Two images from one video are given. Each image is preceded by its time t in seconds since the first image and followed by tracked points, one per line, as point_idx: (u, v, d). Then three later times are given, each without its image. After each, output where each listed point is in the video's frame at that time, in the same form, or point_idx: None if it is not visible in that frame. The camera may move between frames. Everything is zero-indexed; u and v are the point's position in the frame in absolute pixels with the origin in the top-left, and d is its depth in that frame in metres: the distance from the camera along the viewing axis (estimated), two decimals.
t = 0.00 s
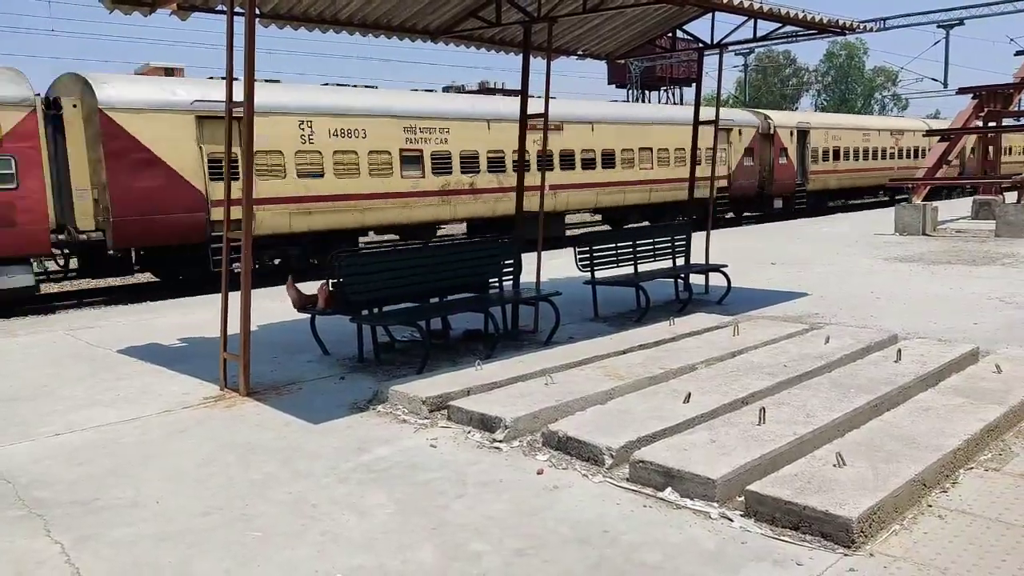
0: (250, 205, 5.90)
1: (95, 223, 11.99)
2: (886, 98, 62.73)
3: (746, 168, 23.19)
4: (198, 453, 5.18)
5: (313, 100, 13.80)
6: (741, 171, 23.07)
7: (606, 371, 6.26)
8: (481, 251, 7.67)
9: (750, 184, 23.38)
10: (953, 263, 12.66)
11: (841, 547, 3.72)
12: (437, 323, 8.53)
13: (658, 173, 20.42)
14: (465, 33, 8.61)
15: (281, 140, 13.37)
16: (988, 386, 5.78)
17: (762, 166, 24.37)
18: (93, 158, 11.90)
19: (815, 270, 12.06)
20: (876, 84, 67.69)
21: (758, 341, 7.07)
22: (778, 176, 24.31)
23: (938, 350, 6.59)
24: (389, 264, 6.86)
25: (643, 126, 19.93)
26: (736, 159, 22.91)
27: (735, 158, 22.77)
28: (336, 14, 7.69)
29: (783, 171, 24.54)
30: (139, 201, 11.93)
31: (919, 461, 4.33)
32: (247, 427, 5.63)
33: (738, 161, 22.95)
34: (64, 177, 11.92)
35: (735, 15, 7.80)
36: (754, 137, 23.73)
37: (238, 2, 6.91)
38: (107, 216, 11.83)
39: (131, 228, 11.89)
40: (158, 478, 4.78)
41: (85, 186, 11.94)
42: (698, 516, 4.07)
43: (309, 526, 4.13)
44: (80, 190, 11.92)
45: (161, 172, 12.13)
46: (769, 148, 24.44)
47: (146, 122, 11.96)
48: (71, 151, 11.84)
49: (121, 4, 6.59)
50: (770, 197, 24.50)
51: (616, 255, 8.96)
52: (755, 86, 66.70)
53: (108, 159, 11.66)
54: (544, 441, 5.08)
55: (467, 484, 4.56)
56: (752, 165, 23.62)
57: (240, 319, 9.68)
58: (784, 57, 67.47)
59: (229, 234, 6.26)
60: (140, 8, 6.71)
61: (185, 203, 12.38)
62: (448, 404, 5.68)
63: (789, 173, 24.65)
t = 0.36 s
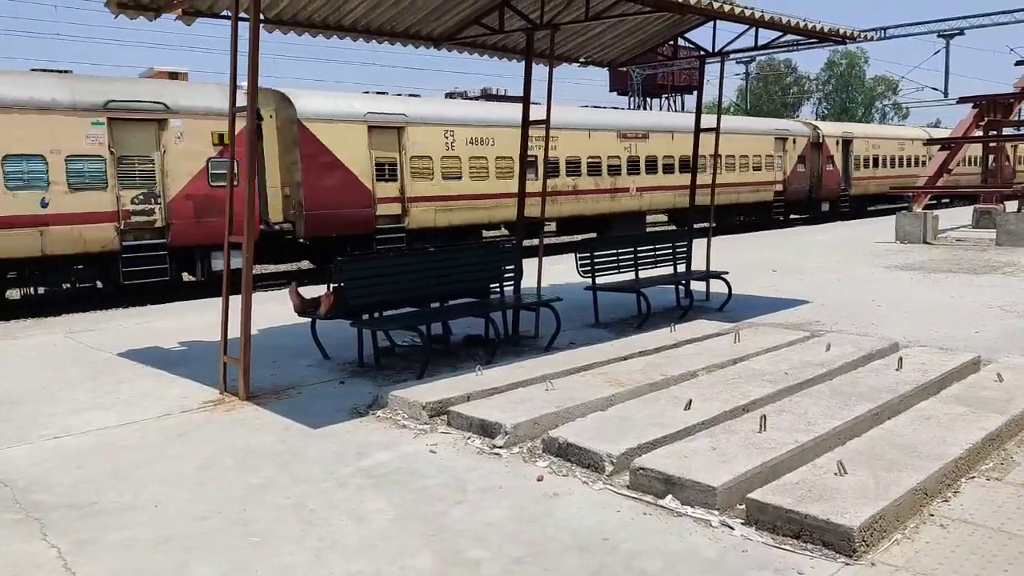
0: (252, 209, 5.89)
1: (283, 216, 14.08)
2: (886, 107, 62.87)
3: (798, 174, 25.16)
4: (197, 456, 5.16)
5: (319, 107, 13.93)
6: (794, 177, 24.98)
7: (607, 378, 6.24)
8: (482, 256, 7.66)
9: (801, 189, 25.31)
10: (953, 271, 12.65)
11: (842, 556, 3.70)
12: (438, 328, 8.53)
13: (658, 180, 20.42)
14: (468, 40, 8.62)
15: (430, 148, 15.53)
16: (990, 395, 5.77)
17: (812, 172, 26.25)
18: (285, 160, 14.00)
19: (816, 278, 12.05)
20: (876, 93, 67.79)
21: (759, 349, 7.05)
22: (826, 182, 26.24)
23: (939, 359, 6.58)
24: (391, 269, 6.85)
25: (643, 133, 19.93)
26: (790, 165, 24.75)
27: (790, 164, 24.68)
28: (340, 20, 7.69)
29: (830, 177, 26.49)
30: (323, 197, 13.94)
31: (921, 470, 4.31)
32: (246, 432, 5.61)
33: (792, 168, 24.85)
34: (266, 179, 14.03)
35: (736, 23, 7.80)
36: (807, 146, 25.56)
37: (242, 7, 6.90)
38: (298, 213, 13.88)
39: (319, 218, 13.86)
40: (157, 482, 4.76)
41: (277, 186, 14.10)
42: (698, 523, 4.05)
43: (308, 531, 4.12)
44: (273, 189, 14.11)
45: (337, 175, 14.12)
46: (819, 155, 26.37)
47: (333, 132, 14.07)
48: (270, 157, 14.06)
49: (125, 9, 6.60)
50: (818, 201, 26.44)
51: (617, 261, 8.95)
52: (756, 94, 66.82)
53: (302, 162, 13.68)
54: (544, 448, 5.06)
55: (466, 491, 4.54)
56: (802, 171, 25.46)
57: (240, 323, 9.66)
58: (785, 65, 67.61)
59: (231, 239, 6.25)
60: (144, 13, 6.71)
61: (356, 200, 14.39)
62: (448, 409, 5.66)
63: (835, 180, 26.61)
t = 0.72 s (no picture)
0: (256, 218, 5.89)
1: (435, 216, 15.94)
2: (891, 113, 62.86)
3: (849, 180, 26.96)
4: (202, 465, 5.15)
5: (325, 112, 13.80)
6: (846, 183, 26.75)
7: (613, 386, 6.22)
8: (487, 263, 7.65)
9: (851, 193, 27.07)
10: (960, 278, 12.60)
11: (850, 565, 3.67)
12: (443, 336, 8.53)
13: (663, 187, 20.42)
14: (472, 48, 8.63)
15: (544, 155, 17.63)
16: (998, 402, 5.73)
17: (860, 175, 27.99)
18: (436, 167, 15.98)
19: (822, 285, 12.01)
20: (881, 99, 67.77)
21: (765, 356, 7.02)
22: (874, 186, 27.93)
23: (947, 366, 6.54)
24: (396, 276, 6.85)
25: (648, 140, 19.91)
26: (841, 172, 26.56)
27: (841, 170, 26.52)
28: (344, 29, 7.71)
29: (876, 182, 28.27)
30: (469, 200, 16.04)
31: (929, 479, 4.27)
32: (251, 440, 5.60)
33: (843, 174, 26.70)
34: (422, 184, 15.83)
35: (739, 30, 7.79)
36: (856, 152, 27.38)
37: (248, 17, 6.92)
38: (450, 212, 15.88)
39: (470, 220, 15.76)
40: (162, 491, 4.75)
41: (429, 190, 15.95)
42: (705, 532, 4.02)
43: (312, 540, 4.10)
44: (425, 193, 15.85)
45: (481, 179, 16.27)
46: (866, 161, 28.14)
47: (479, 141, 16.25)
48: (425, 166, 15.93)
49: (132, 20, 6.68)
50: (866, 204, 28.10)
51: (622, 269, 8.93)
52: (760, 101, 66.90)
53: (454, 170, 15.81)
54: (549, 456, 5.04)
55: (471, 499, 4.52)
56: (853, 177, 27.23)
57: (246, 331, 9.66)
58: (789, 72, 67.67)
59: (237, 248, 6.25)
60: (151, 23, 6.76)
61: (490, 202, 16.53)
62: (453, 417, 5.64)
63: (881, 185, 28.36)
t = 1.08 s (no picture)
0: (260, 225, 5.89)
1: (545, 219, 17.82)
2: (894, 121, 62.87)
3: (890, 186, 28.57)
4: (205, 472, 5.15)
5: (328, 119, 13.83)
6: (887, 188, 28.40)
7: (616, 393, 6.21)
8: (490, 270, 7.65)
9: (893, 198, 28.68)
10: (964, 285, 12.57)
11: (854, 574, 3.66)
12: (446, 343, 8.53)
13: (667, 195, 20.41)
14: (475, 57, 8.64)
15: (638, 164, 19.69)
16: (1002, 410, 5.71)
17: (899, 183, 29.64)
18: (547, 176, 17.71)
19: (825, 292, 11.99)
20: (884, 106, 67.78)
21: (769, 363, 7.01)
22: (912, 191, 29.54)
23: (951, 374, 6.52)
24: (399, 284, 6.85)
25: (651, 147, 19.92)
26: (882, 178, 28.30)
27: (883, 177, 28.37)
28: (348, 37, 7.72)
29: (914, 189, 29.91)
30: (574, 203, 18.04)
31: (934, 487, 4.26)
32: (254, 447, 5.60)
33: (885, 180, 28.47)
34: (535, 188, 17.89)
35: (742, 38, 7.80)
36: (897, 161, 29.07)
37: (252, 25, 6.94)
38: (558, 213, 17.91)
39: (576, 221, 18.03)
40: (165, 498, 4.75)
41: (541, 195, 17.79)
42: (709, 540, 4.01)
43: (315, 547, 4.09)
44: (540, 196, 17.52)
45: (584, 184, 18.32)
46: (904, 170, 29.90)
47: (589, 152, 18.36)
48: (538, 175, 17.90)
49: (136, 28, 6.67)
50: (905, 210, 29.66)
51: (625, 276, 8.93)
52: (763, 109, 66.96)
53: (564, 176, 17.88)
54: (552, 463, 5.03)
55: (475, 507, 4.51)
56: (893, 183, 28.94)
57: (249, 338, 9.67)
58: (792, 80, 67.73)
59: (240, 255, 6.25)
60: (155, 31, 6.77)
61: (593, 204, 18.53)
62: (457, 425, 5.64)
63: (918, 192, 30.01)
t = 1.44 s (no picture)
0: (258, 232, 5.91)
1: (633, 220, 19.98)
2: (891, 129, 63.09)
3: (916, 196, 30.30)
4: (201, 480, 5.16)
5: (328, 126, 13.88)
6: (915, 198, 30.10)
7: (615, 400, 6.22)
8: (489, 277, 7.67)
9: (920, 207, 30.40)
10: (960, 292, 12.62)
11: None
12: (445, 350, 8.55)
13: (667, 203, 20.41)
14: (475, 63, 8.68)
15: (711, 171, 21.99)
16: (998, 417, 5.73)
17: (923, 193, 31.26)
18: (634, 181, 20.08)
19: (823, 299, 12.02)
20: (881, 114, 68.00)
21: (767, 370, 7.02)
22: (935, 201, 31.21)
23: (947, 380, 6.55)
24: (397, 291, 6.86)
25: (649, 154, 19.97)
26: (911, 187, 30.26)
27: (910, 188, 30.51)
28: (347, 44, 7.76)
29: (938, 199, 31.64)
30: (659, 206, 20.40)
31: (930, 493, 4.28)
32: (251, 455, 5.61)
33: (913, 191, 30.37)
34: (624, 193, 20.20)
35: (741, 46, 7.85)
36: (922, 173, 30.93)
37: (251, 31, 6.97)
38: (644, 216, 20.03)
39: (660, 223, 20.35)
40: (160, 505, 4.75)
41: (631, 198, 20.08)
42: (707, 547, 4.02)
43: (312, 555, 4.10)
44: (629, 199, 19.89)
45: (667, 189, 20.74)
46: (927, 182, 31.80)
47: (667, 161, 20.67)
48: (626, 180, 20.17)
49: (134, 33, 6.71)
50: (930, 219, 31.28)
51: (624, 283, 8.95)
52: (760, 117, 67.17)
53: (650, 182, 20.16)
54: (551, 470, 5.04)
55: (473, 514, 4.52)
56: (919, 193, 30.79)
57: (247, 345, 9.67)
58: (789, 88, 67.96)
59: (237, 261, 6.27)
60: (154, 37, 6.81)
61: (674, 208, 20.90)
62: (455, 432, 5.65)
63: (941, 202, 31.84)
